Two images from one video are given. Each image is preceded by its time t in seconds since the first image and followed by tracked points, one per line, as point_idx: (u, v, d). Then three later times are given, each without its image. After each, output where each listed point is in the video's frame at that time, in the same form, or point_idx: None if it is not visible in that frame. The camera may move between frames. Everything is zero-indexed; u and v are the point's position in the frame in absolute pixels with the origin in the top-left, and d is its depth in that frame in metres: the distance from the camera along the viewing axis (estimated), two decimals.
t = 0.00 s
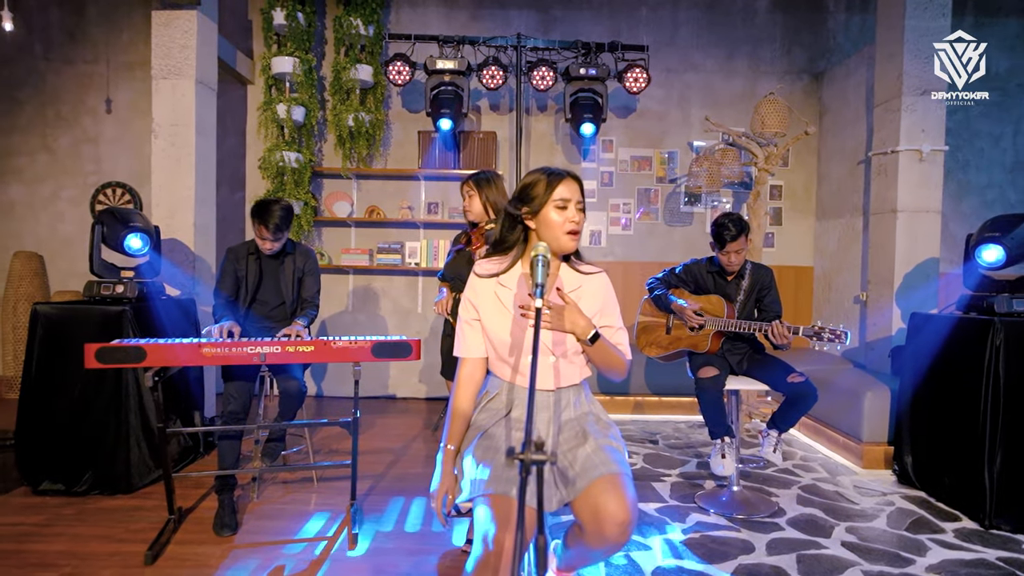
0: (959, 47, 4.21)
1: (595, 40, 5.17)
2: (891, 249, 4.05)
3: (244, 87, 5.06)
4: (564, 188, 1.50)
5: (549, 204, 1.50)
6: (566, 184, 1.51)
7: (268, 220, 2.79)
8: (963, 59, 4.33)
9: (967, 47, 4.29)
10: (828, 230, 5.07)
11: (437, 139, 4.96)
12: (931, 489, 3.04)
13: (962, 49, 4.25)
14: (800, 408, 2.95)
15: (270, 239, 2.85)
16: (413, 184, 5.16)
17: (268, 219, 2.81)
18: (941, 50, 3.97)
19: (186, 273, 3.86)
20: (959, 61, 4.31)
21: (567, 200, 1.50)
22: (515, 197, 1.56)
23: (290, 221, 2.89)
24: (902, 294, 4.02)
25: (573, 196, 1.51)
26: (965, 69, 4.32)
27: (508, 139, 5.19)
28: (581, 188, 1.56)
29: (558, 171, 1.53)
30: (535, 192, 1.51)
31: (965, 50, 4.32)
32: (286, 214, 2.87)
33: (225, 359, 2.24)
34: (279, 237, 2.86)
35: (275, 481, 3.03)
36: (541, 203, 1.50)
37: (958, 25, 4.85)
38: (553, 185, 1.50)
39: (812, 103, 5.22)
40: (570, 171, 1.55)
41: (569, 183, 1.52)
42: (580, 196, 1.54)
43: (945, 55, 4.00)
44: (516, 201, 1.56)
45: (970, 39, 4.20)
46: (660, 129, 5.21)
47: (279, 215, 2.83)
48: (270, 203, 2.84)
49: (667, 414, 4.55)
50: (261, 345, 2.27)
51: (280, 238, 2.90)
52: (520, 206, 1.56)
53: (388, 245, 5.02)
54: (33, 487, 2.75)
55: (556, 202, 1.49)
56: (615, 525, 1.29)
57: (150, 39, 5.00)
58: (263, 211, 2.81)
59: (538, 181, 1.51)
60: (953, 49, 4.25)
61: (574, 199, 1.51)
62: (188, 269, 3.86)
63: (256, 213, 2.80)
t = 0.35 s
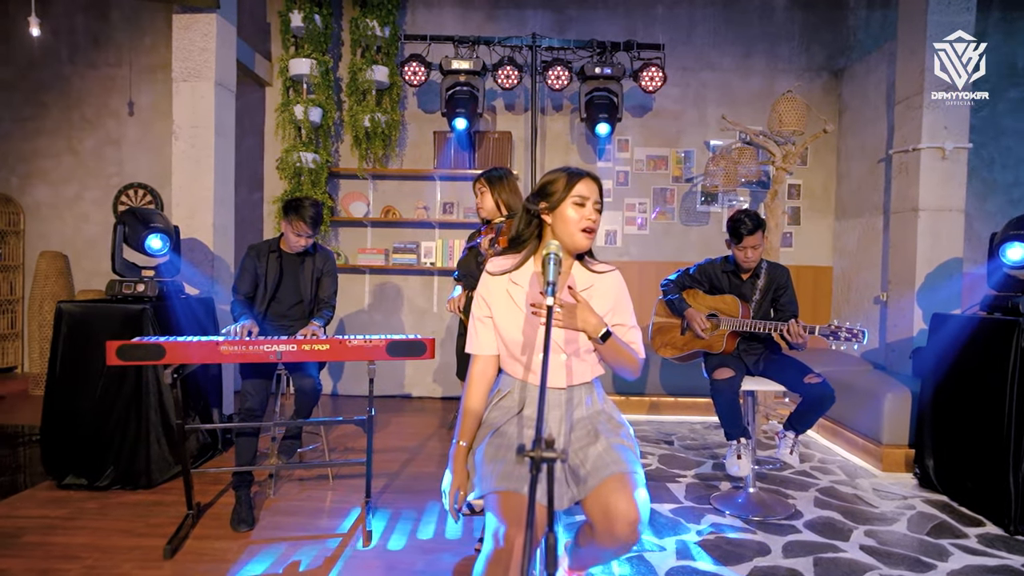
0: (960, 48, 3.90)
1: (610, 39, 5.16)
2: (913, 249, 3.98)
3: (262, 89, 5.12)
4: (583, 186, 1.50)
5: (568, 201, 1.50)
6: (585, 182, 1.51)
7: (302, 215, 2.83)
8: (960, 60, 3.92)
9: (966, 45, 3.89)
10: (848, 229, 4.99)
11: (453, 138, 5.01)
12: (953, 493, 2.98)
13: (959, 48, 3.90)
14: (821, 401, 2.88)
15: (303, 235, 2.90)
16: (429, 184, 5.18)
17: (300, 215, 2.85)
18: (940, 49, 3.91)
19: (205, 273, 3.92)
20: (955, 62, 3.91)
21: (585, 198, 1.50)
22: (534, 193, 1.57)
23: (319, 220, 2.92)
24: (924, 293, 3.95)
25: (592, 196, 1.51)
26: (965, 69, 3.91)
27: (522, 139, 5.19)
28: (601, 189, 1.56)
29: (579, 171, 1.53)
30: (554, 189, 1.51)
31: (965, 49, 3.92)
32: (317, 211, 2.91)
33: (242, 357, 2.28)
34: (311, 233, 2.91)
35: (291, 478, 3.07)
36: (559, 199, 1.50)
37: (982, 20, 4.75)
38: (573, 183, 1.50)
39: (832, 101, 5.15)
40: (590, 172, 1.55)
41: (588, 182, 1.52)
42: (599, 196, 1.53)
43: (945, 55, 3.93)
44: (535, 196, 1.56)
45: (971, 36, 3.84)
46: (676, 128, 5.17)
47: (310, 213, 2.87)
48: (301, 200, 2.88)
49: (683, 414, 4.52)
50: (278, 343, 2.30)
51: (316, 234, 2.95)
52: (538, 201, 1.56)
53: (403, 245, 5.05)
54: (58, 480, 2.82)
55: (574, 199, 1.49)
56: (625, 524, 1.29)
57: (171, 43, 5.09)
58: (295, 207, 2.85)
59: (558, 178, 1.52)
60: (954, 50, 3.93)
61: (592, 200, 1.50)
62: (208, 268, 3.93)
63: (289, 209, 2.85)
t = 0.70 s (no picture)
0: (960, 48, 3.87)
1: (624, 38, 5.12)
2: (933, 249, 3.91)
3: (277, 91, 5.17)
4: (598, 184, 1.50)
5: (581, 198, 1.49)
6: (600, 181, 1.50)
7: (318, 217, 2.85)
8: (959, 59, 3.87)
9: (966, 45, 3.85)
10: (866, 228, 4.91)
11: (466, 139, 5.00)
12: (974, 497, 2.92)
13: (959, 48, 3.86)
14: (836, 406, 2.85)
15: (315, 237, 2.92)
16: (442, 184, 5.19)
17: (317, 217, 2.87)
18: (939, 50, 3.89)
19: (221, 273, 3.97)
20: (955, 62, 3.86)
21: (599, 196, 1.50)
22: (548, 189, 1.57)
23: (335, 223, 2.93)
24: (944, 293, 3.88)
25: (606, 195, 1.50)
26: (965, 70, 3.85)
27: (535, 140, 5.18)
28: (616, 190, 1.55)
29: (595, 170, 1.53)
30: (569, 185, 1.51)
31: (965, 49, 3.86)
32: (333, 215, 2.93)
33: (255, 356, 2.30)
34: (322, 235, 2.93)
35: (304, 476, 3.09)
36: (573, 195, 1.50)
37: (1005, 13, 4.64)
38: (588, 180, 1.50)
39: (849, 98, 5.07)
40: (607, 173, 1.55)
41: (602, 181, 1.51)
42: (613, 196, 1.53)
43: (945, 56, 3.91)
44: (549, 194, 1.56)
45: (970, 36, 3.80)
46: (691, 127, 5.13)
47: (327, 216, 2.89)
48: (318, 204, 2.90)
49: (697, 415, 4.48)
50: (291, 343, 2.31)
51: (324, 236, 2.97)
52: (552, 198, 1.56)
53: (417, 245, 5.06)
54: (77, 475, 2.88)
55: (588, 196, 1.49)
56: (632, 525, 1.28)
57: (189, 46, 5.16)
58: (312, 210, 2.88)
59: (574, 176, 1.52)
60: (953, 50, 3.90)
61: (607, 199, 1.50)
62: (224, 267, 3.97)
63: (306, 211, 2.87)
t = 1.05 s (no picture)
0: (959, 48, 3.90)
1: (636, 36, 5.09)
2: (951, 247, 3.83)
3: (289, 91, 5.20)
4: (602, 179, 1.48)
5: (585, 193, 1.48)
6: (605, 177, 1.49)
7: (325, 219, 2.87)
8: (959, 60, 3.90)
9: (966, 45, 3.86)
10: (882, 227, 4.83)
11: (476, 138, 4.99)
12: (993, 500, 2.86)
13: (959, 48, 3.89)
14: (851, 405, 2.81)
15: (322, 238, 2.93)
16: (453, 184, 5.20)
17: (324, 218, 2.88)
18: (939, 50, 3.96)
19: (232, 272, 4.00)
20: (954, 62, 3.90)
21: (602, 190, 1.47)
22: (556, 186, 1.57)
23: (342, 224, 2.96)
24: (961, 293, 3.82)
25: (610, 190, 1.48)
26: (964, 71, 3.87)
27: (546, 139, 5.16)
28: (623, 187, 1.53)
29: (602, 167, 1.51)
30: (575, 181, 1.50)
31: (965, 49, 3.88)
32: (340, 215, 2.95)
33: (264, 353, 2.31)
34: (329, 236, 2.94)
35: (314, 474, 3.11)
36: (576, 189, 1.49)
37: None
38: (592, 176, 1.48)
39: (865, 95, 5.00)
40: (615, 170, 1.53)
41: (607, 177, 1.49)
42: (619, 192, 1.51)
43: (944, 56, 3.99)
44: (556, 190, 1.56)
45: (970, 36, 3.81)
46: (703, 125, 5.08)
47: (334, 216, 2.91)
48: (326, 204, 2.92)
49: (709, 416, 4.44)
50: (299, 340, 2.32)
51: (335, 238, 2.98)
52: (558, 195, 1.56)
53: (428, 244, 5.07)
54: (92, 472, 2.91)
55: (591, 191, 1.47)
56: (635, 525, 1.28)
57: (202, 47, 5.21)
58: (319, 211, 2.89)
59: (580, 172, 1.51)
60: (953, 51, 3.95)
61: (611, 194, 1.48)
62: (236, 267, 4.00)
63: (313, 212, 2.89)
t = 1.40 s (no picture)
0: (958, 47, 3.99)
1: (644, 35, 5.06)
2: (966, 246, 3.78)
3: (298, 91, 5.22)
4: (611, 180, 1.47)
5: (593, 193, 1.47)
6: (612, 178, 1.48)
7: (328, 220, 2.87)
8: (960, 59, 3.95)
9: (966, 45, 3.90)
10: (894, 226, 4.77)
11: (483, 137, 4.98)
12: (1008, 504, 2.81)
13: (959, 48, 3.94)
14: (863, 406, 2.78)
15: (326, 239, 2.94)
16: (461, 184, 5.20)
17: (328, 218, 2.89)
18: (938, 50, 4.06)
19: (241, 271, 4.02)
20: (954, 62, 3.97)
21: (611, 192, 1.47)
22: (561, 184, 1.55)
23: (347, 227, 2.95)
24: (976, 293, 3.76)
25: (618, 191, 1.48)
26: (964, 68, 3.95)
27: (554, 138, 5.15)
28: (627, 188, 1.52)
29: (608, 166, 1.51)
30: (581, 180, 1.49)
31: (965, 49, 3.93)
32: (345, 217, 2.95)
33: (271, 352, 2.32)
34: (333, 238, 2.95)
35: (321, 473, 3.12)
36: (584, 190, 1.48)
37: None
38: (600, 176, 1.47)
39: (877, 92, 4.93)
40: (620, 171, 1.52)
41: (614, 178, 1.48)
42: (626, 193, 1.50)
43: (945, 55, 4.06)
44: (561, 187, 1.54)
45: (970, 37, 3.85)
46: (713, 123, 5.05)
47: (338, 217, 2.92)
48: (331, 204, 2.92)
49: (718, 417, 4.41)
50: (306, 339, 2.33)
51: (332, 241, 2.99)
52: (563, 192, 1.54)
53: (436, 244, 5.07)
54: (103, 471, 2.94)
55: (599, 192, 1.46)
56: (636, 523, 1.27)
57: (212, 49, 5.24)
58: (324, 212, 2.90)
59: (587, 172, 1.50)
60: (954, 50, 4.00)
61: (619, 196, 1.47)
62: (244, 266, 4.03)
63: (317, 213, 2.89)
